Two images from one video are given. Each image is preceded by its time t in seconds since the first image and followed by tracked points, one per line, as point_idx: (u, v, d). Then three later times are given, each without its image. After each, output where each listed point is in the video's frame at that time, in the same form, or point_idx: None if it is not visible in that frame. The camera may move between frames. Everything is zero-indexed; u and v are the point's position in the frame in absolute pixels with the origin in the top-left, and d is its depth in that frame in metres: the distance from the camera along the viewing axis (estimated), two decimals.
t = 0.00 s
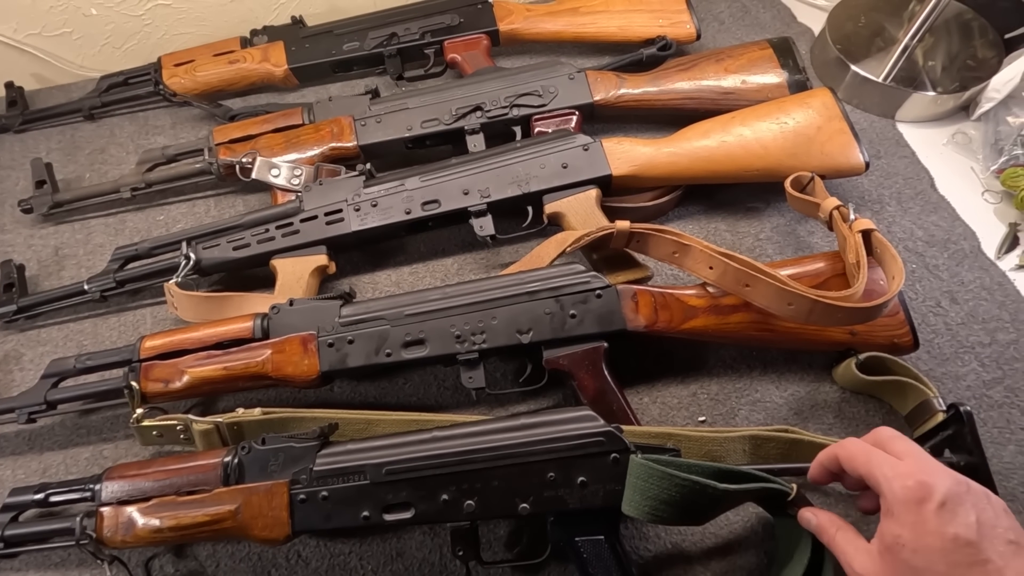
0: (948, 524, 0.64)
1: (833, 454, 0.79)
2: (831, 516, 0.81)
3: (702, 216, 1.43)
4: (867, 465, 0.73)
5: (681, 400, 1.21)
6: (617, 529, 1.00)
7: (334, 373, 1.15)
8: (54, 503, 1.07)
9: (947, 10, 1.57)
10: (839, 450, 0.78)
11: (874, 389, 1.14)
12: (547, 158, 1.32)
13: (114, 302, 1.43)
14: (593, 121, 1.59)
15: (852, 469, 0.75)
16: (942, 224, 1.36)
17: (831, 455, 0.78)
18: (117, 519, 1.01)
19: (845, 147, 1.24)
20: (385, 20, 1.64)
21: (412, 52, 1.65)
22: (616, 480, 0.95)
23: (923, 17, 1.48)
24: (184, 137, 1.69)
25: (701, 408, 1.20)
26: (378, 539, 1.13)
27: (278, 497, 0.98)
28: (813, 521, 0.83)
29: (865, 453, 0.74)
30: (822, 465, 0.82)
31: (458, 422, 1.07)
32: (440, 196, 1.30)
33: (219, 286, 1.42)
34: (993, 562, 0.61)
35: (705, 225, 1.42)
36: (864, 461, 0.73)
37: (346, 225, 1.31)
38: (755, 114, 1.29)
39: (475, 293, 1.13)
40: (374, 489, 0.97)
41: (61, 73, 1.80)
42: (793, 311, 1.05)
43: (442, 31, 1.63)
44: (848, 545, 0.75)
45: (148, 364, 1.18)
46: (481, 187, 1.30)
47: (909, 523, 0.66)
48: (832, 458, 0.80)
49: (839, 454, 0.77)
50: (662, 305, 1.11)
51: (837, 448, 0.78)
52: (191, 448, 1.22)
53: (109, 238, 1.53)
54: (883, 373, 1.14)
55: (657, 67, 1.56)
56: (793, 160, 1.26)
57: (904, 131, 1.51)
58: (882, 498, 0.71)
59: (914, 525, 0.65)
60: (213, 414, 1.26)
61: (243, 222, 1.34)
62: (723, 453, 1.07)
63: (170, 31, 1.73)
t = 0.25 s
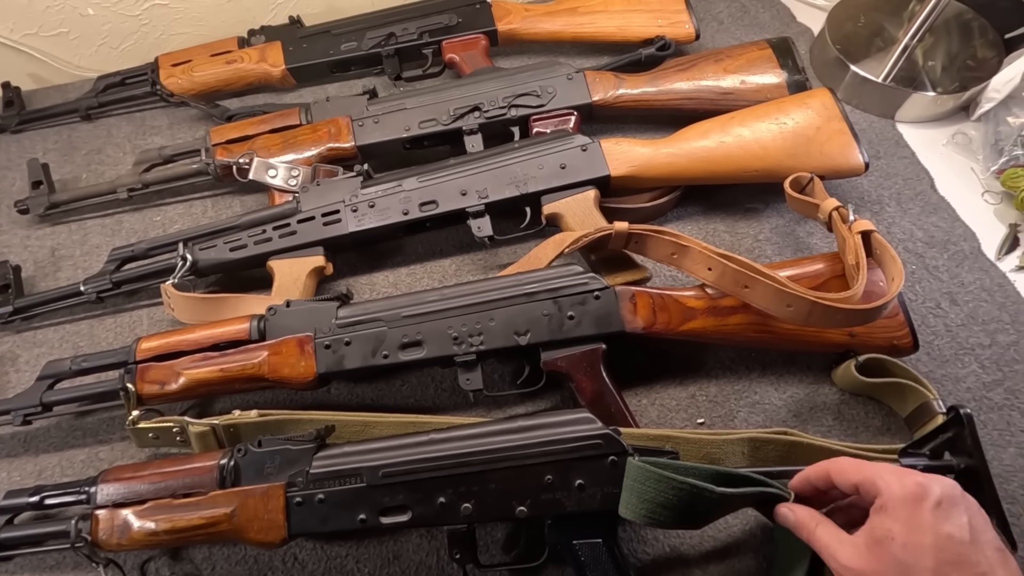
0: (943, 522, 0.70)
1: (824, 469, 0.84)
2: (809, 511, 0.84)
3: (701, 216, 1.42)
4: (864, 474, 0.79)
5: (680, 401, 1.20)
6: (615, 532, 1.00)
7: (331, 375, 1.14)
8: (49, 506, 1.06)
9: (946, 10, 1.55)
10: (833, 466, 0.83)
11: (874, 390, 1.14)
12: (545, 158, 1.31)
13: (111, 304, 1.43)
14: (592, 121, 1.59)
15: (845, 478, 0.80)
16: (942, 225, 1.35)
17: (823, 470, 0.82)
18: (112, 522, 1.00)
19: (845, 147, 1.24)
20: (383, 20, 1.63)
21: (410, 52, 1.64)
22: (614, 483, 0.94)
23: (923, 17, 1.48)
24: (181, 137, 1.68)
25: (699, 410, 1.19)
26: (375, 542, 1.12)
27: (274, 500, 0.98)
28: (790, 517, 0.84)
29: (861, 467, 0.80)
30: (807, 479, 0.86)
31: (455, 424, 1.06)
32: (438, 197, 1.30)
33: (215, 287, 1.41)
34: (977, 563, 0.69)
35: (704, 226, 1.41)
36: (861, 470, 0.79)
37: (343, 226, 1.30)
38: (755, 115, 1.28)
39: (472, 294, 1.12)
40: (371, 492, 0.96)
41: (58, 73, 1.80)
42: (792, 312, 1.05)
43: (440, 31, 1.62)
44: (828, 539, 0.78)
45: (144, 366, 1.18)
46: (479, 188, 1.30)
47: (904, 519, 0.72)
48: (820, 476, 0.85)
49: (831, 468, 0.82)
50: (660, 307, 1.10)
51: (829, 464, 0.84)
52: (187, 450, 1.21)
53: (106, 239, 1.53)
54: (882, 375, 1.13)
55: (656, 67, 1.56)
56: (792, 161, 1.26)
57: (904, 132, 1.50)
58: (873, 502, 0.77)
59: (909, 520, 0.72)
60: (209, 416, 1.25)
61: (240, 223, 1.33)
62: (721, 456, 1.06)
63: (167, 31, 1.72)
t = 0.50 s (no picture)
0: (935, 535, 0.75)
1: (817, 490, 0.88)
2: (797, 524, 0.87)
3: (702, 218, 1.42)
4: (858, 494, 0.83)
5: (681, 404, 1.20)
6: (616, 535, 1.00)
7: (332, 377, 1.14)
8: (50, 508, 1.06)
9: (948, 11, 1.56)
10: (826, 488, 0.87)
11: (875, 393, 1.14)
12: (547, 160, 1.31)
13: (112, 305, 1.43)
14: (593, 123, 1.58)
15: (839, 498, 0.84)
16: (943, 227, 1.35)
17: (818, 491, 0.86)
18: (113, 524, 1.00)
19: (846, 149, 1.24)
20: (383, 21, 1.63)
21: (411, 53, 1.64)
22: (615, 486, 0.94)
23: (926, 18, 1.47)
24: (182, 138, 1.68)
25: (701, 413, 1.19)
26: (376, 545, 1.12)
27: (275, 503, 0.98)
28: (779, 529, 0.88)
29: (856, 488, 0.84)
30: (797, 498, 0.89)
31: (456, 426, 1.06)
32: (439, 198, 1.30)
33: (216, 289, 1.41)
34: None
35: (705, 227, 1.41)
36: (856, 490, 0.83)
37: (344, 228, 1.30)
38: (756, 117, 1.28)
39: (473, 297, 1.12)
40: (372, 495, 0.96)
41: (58, 74, 1.80)
42: (794, 315, 1.05)
43: (441, 32, 1.62)
44: (819, 549, 0.81)
45: (145, 368, 1.18)
46: (480, 190, 1.30)
47: (898, 529, 0.76)
48: (813, 496, 0.88)
49: (824, 488, 0.86)
50: (661, 309, 1.10)
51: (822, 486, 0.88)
52: (188, 452, 1.21)
53: (107, 240, 1.52)
54: (883, 377, 1.13)
55: (657, 68, 1.56)
56: (794, 162, 1.26)
57: (905, 133, 1.50)
58: (867, 517, 0.81)
59: (903, 530, 0.76)
60: (210, 418, 1.25)
61: (240, 225, 1.33)
62: (723, 458, 1.06)
63: (168, 32, 1.72)
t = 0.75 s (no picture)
0: (928, 539, 0.74)
1: (814, 489, 0.87)
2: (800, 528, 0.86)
3: (703, 219, 1.42)
4: (855, 494, 0.82)
5: (683, 406, 1.20)
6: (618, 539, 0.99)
7: (332, 380, 1.13)
8: (49, 512, 1.06)
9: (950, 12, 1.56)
10: (823, 486, 0.86)
11: (878, 395, 1.13)
12: (547, 161, 1.31)
13: (110, 307, 1.42)
14: (593, 123, 1.58)
15: (835, 497, 0.84)
16: (946, 228, 1.35)
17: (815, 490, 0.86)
18: (112, 528, 1.00)
19: (849, 150, 1.23)
20: (383, 21, 1.62)
21: (411, 53, 1.63)
22: (617, 489, 0.93)
23: (927, 18, 1.46)
24: (181, 139, 1.68)
25: (703, 415, 1.18)
26: (376, 548, 1.11)
27: (274, 506, 0.97)
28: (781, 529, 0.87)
29: (852, 488, 0.83)
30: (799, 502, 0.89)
31: (457, 429, 1.05)
32: (439, 199, 1.29)
33: (215, 290, 1.40)
34: None
35: (706, 228, 1.40)
36: (852, 489, 0.83)
37: (344, 229, 1.29)
38: (757, 117, 1.27)
39: (474, 298, 1.11)
40: (372, 498, 0.95)
41: (57, 75, 1.79)
42: (797, 316, 1.04)
43: (441, 32, 1.61)
44: (815, 549, 0.81)
45: (144, 370, 1.17)
46: (480, 191, 1.29)
47: (891, 531, 0.76)
48: (810, 495, 0.88)
49: (821, 487, 0.86)
50: (663, 311, 1.09)
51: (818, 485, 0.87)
52: (187, 455, 1.20)
53: (106, 242, 1.52)
54: (886, 379, 1.13)
55: (658, 69, 1.55)
56: (796, 163, 1.25)
57: (907, 134, 1.49)
58: (861, 518, 0.80)
59: (897, 532, 0.76)
60: (209, 421, 1.24)
61: (239, 226, 1.32)
62: (725, 461, 1.05)
63: (167, 32, 1.72)
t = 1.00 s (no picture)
0: (928, 540, 0.73)
1: (818, 491, 0.87)
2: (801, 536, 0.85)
3: (705, 220, 1.41)
4: (857, 495, 0.82)
5: (685, 407, 1.19)
6: (620, 540, 0.99)
7: (333, 381, 1.13)
8: (49, 513, 1.05)
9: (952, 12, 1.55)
10: (826, 488, 0.86)
11: (881, 396, 1.13)
12: (549, 161, 1.30)
13: (111, 308, 1.42)
14: (595, 124, 1.58)
15: (837, 498, 0.84)
16: (948, 229, 1.34)
17: (816, 492, 0.86)
18: (112, 530, 0.99)
19: (851, 151, 1.23)
20: (384, 21, 1.62)
21: (412, 54, 1.63)
22: (620, 490, 0.93)
23: (929, 18, 1.45)
24: (181, 139, 1.67)
25: (705, 416, 1.18)
26: (377, 550, 1.11)
27: (276, 508, 0.96)
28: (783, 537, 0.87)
29: (855, 489, 0.83)
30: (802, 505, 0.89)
31: (459, 430, 1.05)
32: (440, 200, 1.29)
33: (216, 291, 1.40)
34: None
35: (708, 229, 1.40)
36: (855, 491, 0.82)
37: (345, 229, 1.29)
38: (759, 118, 1.27)
39: (475, 299, 1.11)
40: (373, 500, 0.95)
41: (57, 75, 1.78)
42: (799, 318, 1.04)
43: (442, 32, 1.61)
44: (814, 553, 0.81)
45: (144, 371, 1.17)
46: (482, 191, 1.29)
47: (891, 532, 0.75)
48: (814, 498, 0.88)
49: (824, 489, 0.86)
50: (666, 312, 1.09)
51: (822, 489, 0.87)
52: (188, 457, 1.20)
53: (106, 242, 1.51)
54: (889, 380, 1.12)
55: (660, 69, 1.55)
56: (798, 164, 1.25)
57: (909, 134, 1.49)
58: (863, 520, 0.80)
59: (897, 534, 0.75)
60: (210, 422, 1.24)
61: (240, 227, 1.32)
62: (728, 463, 1.05)
63: (167, 32, 1.71)
